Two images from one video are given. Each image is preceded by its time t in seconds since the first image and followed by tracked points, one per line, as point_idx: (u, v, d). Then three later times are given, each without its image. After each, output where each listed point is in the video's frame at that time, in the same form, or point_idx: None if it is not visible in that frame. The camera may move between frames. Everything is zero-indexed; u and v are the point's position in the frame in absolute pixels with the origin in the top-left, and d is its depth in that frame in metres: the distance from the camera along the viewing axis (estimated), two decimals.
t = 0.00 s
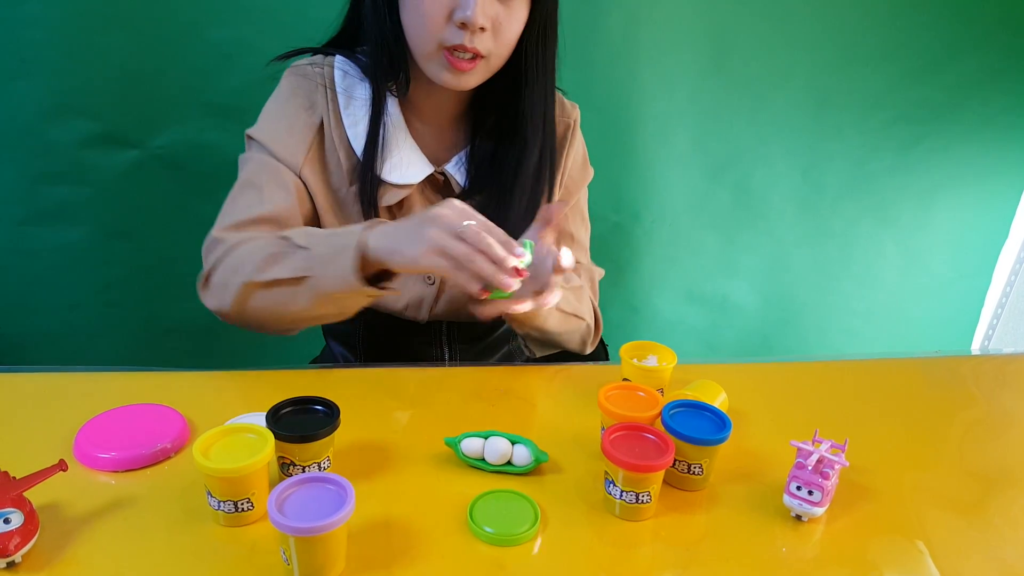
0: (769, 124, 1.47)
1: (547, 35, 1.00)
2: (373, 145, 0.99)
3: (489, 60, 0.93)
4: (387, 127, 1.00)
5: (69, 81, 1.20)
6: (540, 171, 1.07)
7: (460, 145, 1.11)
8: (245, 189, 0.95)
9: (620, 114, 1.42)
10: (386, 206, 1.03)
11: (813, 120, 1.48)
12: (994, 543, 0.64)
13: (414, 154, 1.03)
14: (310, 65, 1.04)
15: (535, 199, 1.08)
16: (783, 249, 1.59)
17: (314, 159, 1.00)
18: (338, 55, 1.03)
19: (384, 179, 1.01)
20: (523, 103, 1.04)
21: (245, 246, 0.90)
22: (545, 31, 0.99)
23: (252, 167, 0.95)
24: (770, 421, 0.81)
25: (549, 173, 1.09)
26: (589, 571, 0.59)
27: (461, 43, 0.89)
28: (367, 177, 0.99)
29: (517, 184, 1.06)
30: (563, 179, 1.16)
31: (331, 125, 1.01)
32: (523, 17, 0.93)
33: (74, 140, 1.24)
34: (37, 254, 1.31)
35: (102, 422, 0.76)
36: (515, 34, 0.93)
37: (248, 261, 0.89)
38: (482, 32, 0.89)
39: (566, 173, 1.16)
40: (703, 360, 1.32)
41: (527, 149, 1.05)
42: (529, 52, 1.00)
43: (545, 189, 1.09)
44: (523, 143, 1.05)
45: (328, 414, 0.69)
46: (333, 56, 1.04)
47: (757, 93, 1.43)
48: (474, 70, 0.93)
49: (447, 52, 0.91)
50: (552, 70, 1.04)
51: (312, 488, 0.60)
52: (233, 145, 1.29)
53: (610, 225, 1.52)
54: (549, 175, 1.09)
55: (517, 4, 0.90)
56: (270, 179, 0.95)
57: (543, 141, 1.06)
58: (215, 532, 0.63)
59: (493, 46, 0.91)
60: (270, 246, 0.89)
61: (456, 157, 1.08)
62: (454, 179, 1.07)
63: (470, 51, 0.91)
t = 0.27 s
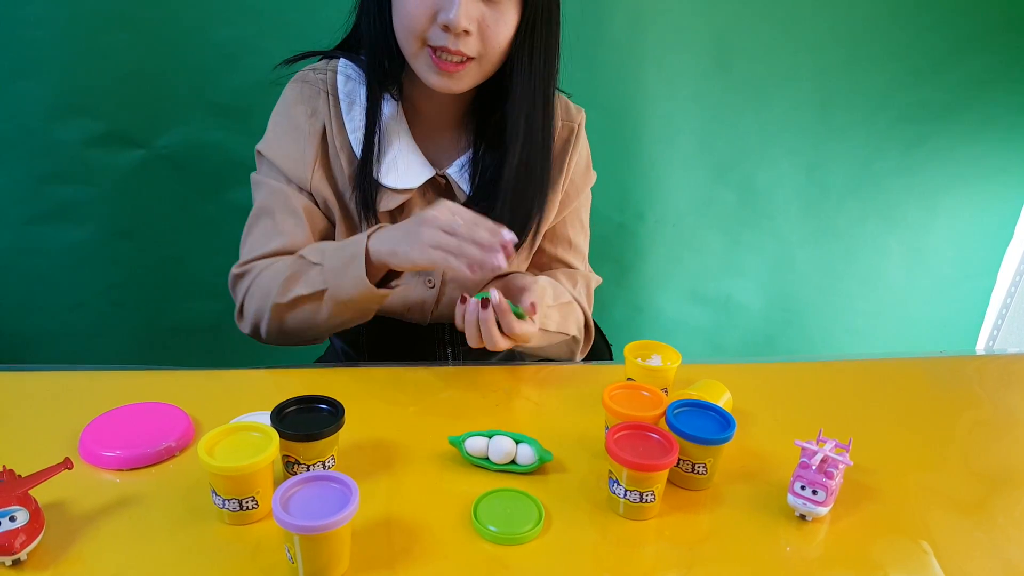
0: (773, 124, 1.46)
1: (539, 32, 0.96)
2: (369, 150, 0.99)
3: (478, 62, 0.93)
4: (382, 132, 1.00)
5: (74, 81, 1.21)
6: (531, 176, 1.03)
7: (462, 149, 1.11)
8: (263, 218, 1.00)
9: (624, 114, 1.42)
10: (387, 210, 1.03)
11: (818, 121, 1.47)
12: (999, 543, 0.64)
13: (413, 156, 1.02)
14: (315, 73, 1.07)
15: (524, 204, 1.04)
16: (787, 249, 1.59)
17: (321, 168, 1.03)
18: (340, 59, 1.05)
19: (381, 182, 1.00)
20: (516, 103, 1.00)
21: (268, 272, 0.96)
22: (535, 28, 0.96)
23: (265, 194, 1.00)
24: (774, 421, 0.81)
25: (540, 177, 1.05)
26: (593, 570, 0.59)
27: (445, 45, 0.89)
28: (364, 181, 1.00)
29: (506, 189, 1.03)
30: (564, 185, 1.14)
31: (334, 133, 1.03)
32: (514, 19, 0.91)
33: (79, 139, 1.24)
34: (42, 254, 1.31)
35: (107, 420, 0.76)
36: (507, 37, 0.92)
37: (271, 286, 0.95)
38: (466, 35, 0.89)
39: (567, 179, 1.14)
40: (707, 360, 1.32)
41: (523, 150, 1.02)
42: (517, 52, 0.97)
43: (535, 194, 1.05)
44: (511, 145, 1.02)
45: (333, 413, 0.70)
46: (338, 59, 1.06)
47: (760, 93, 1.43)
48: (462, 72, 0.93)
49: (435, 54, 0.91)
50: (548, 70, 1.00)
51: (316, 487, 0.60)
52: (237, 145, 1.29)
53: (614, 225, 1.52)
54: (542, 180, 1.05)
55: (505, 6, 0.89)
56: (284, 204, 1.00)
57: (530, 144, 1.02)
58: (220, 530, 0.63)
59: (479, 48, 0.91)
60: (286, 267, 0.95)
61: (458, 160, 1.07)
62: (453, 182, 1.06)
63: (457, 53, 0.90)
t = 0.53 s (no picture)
0: (776, 124, 1.46)
1: (535, 34, 0.96)
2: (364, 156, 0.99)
3: (483, 70, 0.93)
4: (378, 138, 1.00)
5: (79, 81, 1.21)
6: (525, 177, 1.05)
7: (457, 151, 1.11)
8: (274, 234, 1.01)
9: (627, 114, 1.42)
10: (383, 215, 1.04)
11: (821, 121, 1.47)
12: (1003, 543, 0.64)
13: (410, 161, 1.03)
14: (307, 80, 1.06)
15: (519, 205, 1.05)
16: (790, 250, 1.59)
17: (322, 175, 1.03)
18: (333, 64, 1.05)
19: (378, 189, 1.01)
20: (512, 107, 1.01)
21: (290, 303, 0.96)
22: (532, 29, 0.95)
23: (272, 210, 1.01)
24: (777, 421, 0.81)
25: (533, 178, 1.06)
26: (596, 569, 0.59)
27: (455, 55, 0.89)
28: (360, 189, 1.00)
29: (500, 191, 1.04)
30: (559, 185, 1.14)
31: (329, 140, 1.02)
32: (520, 24, 0.92)
33: (83, 139, 1.25)
34: (46, 253, 1.32)
35: (111, 419, 0.76)
36: (512, 42, 0.93)
37: (297, 317, 0.96)
38: (475, 45, 0.89)
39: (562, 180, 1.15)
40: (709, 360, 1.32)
41: (517, 155, 1.03)
42: (513, 55, 0.97)
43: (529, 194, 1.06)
44: (505, 147, 1.03)
45: (336, 412, 0.70)
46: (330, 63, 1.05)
47: (763, 93, 1.43)
48: (469, 80, 0.93)
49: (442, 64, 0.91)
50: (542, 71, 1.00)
51: (319, 486, 0.60)
52: (241, 144, 1.29)
53: (617, 225, 1.52)
54: (535, 179, 1.06)
55: (511, 11, 0.89)
56: (291, 218, 1.01)
57: (524, 144, 1.03)
58: (223, 529, 0.63)
59: (488, 55, 0.91)
60: (310, 300, 0.95)
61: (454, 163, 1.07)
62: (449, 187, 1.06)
63: (465, 62, 0.91)
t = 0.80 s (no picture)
0: (778, 124, 1.46)
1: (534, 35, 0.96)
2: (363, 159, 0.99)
3: (484, 72, 0.93)
4: (376, 142, 1.00)
5: (81, 81, 1.21)
6: (527, 177, 1.05)
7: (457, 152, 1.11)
8: (276, 241, 1.02)
9: (628, 114, 1.42)
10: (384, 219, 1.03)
11: (823, 121, 1.47)
12: (1006, 543, 0.64)
13: (410, 163, 1.03)
14: (304, 85, 1.06)
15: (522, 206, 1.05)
16: (792, 250, 1.59)
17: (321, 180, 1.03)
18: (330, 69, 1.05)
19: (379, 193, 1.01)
20: (513, 108, 1.01)
21: (298, 310, 0.97)
22: (531, 30, 0.96)
23: (273, 218, 1.02)
24: (779, 421, 0.81)
25: (534, 178, 1.06)
26: (598, 569, 0.59)
27: (456, 59, 0.89)
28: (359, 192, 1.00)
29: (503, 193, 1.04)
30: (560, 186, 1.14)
31: (327, 144, 1.02)
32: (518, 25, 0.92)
33: (85, 139, 1.25)
34: (48, 253, 1.32)
35: (113, 419, 0.76)
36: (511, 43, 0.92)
37: (306, 324, 0.96)
38: (475, 47, 0.89)
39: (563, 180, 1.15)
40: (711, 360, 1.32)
41: (519, 156, 1.03)
42: (513, 55, 0.98)
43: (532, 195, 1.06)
44: (508, 149, 1.03)
45: (338, 412, 0.70)
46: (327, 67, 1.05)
47: (765, 93, 1.43)
48: (470, 83, 0.93)
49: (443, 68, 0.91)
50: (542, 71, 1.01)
51: (321, 486, 0.60)
52: (242, 144, 1.29)
53: (618, 225, 1.52)
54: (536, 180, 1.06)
55: (510, 12, 0.89)
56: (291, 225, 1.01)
57: (526, 145, 1.03)
58: (225, 528, 0.63)
59: (488, 58, 0.91)
60: (320, 312, 0.95)
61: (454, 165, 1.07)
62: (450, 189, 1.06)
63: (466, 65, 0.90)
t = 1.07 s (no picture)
0: (779, 124, 1.46)
1: (529, 34, 0.95)
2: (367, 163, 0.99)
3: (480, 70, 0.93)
4: (377, 145, 1.00)
5: (82, 81, 1.21)
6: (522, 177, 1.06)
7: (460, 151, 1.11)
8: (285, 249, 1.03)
9: (630, 114, 1.42)
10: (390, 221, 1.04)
11: (824, 121, 1.47)
12: (1007, 543, 0.64)
13: (414, 165, 1.03)
14: (305, 89, 1.06)
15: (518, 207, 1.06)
16: (794, 250, 1.59)
17: (327, 185, 1.04)
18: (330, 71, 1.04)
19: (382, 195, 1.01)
20: (510, 105, 1.01)
21: (307, 321, 0.98)
22: (525, 30, 0.94)
23: (280, 228, 1.02)
24: (780, 421, 0.81)
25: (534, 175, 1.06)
26: (599, 569, 0.59)
27: (451, 59, 0.89)
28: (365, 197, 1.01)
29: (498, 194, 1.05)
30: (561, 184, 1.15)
31: (332, 149, 1.03)
32: (513, 21, 0.91)
33: (88, 138, 1.25)
34: (50, 252, 1.32)
35: (114, 418, 0.76)
36: (507, 40, 0.92)
37: (316, 336, 0.97)
38: (470, 47, 0.89)
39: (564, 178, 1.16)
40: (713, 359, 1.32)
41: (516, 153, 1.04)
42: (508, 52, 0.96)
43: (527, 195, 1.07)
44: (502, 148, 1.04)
45: (339, 412, 0.70)
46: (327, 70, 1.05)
47: (766, 93, 1.43)
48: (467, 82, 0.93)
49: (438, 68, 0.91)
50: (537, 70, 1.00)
51: (322, 486, 0.60)
52: (243, 144, 1.29)
53: (620, 225, 1.52)
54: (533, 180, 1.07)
55: (505, 10, 0.89)
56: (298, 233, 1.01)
57: (520, 145, 1.04)
58: (227, 528, 0.63)
59: (483, 56, 0.91)
60: (326, 326, 0.96)
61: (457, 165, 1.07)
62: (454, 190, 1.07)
63: (462, 64, 0.90)
